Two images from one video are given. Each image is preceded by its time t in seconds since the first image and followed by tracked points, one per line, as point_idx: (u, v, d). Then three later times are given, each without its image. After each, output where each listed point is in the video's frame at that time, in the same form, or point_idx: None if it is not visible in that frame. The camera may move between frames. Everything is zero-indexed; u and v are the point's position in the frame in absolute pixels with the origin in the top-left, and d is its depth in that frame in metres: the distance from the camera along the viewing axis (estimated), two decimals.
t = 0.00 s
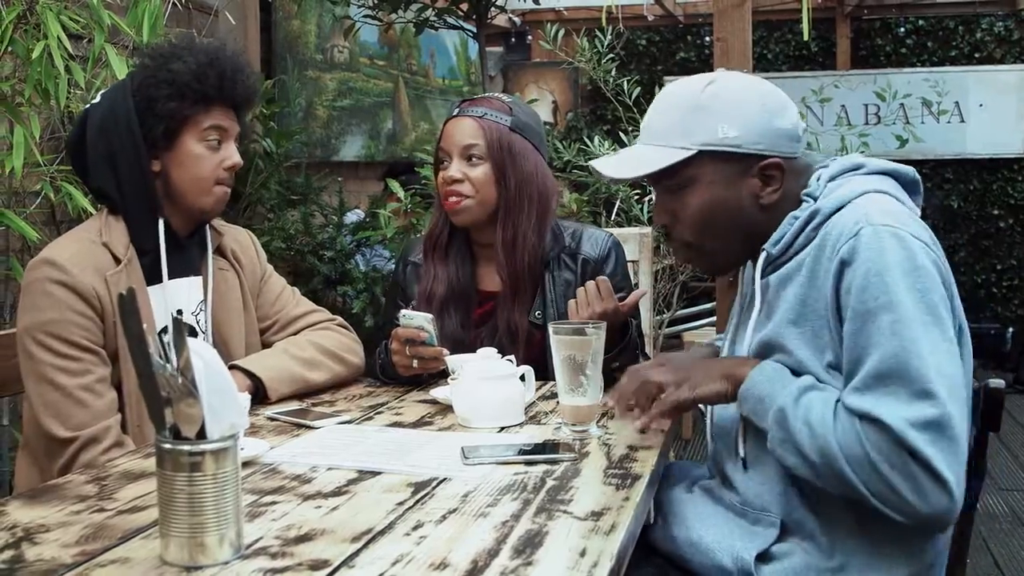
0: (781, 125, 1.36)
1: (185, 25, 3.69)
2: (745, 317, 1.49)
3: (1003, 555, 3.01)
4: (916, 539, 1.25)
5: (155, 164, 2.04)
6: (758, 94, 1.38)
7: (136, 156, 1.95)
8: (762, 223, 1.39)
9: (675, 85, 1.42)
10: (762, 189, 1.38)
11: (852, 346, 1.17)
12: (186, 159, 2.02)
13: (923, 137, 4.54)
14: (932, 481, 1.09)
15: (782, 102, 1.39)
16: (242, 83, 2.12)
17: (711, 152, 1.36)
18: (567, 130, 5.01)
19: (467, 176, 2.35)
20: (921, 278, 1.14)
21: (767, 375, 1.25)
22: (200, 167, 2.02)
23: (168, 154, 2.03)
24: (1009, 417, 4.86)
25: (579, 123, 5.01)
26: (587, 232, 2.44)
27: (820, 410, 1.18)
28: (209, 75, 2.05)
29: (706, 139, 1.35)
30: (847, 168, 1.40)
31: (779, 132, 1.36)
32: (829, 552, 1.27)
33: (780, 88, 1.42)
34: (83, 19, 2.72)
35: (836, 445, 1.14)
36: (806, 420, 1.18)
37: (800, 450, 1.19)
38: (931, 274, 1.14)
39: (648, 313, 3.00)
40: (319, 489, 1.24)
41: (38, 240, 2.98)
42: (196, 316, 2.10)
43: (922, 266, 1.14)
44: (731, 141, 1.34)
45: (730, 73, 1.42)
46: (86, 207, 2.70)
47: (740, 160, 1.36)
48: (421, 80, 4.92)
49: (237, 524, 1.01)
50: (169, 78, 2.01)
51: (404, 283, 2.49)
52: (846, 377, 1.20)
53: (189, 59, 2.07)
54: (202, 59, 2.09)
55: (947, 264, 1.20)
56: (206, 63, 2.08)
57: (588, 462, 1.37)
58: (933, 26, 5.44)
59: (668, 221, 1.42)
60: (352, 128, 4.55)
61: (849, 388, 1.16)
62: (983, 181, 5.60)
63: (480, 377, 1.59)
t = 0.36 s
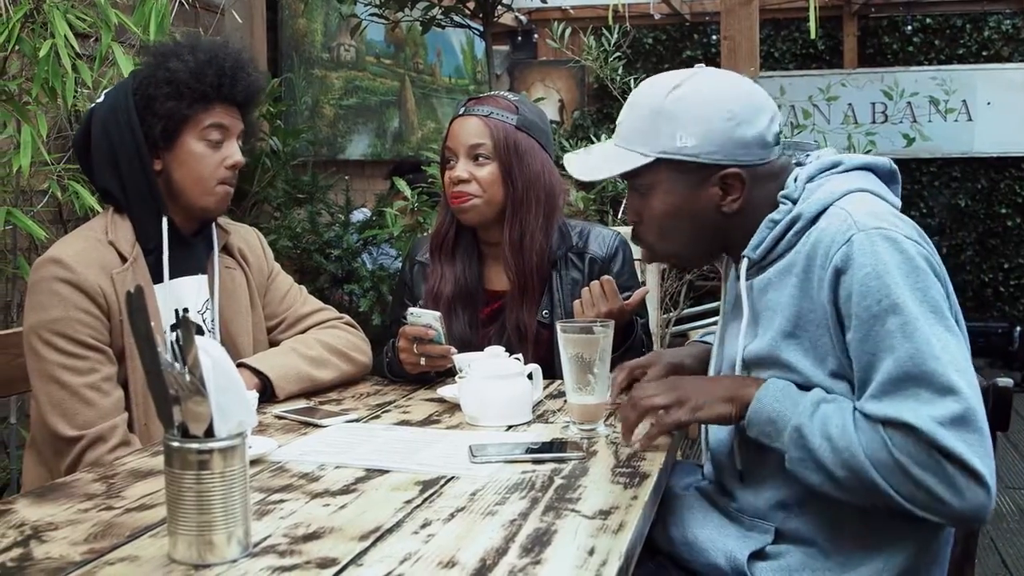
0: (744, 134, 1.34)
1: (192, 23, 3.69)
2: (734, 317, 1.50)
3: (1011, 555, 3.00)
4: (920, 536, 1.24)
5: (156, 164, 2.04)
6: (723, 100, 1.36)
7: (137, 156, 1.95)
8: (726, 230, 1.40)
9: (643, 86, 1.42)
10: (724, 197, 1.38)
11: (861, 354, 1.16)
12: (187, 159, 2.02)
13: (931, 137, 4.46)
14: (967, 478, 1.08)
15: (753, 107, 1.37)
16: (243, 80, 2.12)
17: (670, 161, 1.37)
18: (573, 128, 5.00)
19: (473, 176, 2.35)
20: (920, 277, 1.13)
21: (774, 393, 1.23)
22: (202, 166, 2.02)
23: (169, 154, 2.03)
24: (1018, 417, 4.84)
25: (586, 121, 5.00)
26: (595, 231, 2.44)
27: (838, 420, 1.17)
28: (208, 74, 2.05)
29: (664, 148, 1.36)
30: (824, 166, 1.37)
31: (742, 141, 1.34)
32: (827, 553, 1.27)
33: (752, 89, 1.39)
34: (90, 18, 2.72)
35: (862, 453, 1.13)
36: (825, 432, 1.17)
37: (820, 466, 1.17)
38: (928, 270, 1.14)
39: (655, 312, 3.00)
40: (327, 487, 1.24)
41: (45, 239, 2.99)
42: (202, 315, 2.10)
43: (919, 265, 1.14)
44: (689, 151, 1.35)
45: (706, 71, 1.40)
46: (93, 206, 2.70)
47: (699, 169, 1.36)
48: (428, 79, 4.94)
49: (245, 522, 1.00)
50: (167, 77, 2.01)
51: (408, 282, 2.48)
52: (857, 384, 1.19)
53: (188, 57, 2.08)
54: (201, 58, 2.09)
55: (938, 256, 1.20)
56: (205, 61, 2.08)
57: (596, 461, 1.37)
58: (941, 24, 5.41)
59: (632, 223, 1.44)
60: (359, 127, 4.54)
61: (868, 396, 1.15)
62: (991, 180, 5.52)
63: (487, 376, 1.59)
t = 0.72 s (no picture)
0: (758, 114, 1.35)
1: (199, 22, 3.70)
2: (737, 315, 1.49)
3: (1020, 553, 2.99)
4: (922, 553, 1.24)
5: (160, 163, 2.04)
6: (736, 82, 1.37)
7: (140, 156, 1.95)
8: (734, 210, 1.38)
9: (655, 66, 1.42)
10: (733, 175, 1.36)
11: (877, 366, 1.15)
12: (191, 158, 2.02)
13: (940, 133, 4.40)
14: (977, 498, 1.08)
15: (762, 91, 1.39)
16: (246, 77, 2.11)
17: (682, 133, 1.35)
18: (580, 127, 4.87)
19: (512, 174, 2.33)
20: (941, 294, 1.12)
21: (785, 398, 1.22)
22: (206, 166, 2.02)
23: (173, 153, 2.04)
24: None
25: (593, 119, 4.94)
26: (600, 227, 2.46)
27: (848, 431, 1.16)
28: (210, 72, 2.04)
29: (679, 119, 1.35)
30: (834, 170, 1.36)
31: (755, 121, 1.35)
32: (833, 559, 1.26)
33: (761, 80, 1.42)
34: (97, 16, 2.73)
35: (871, 465, 1.12)
36: (834, 443, 1.16)
37: (827, 477, 1.17)
38: (949, 288, 1.13)
39: (663, 309, 3.00)
40: (336, 484, 1.24)
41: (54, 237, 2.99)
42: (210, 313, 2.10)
43: (940, 281, 1.13)
44: (703, 123, 1.34)
45: (713, 59, 1.41)
46: (101, 204, 2.71)
47: (712, 143, 1.35)
48: (434, 77, 4.94)
49: (255, 520, 1.00)
50: (168, 77, 2.01)
51: (419, 283, 2.48)
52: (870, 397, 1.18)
53: (190, 55, 2.07)
54: (203, 55, 2.08)
55: (957, 274, 1.19)
56: (206, 59, 2.07)
57: (605, 459, 1.36)
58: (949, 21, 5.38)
59: (637, 201, 1.41)
60: (366, 125, 4.55)
61: (881, 409, 1.14)
62: (999, 177, 5.45)
63: (495, 374, 1.59)
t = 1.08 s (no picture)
0: (770, 113, 1.34)
1: (215, 18, 3.71)
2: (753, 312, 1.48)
3: None
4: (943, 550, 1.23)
5: (174, 159, 2.04)
6: (750, 80, 1.36)
7: (153, 153, 1.96)
8: (745, 208, 1.38)
9: (672, 63, 1.43)
10: (743, 173, 1.37)
11: (894, 366, 1.14)
12: (204, 155, 2.02)
13: (956, 131, 4.20)
14: (1006, 492, 1.06)
15: (778, 87, 1.38)
16: (258, 73, 2.10)
17: (692, 131, 1.36)
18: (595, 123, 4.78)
19: (538, 174, 2.33)
20: (957, 289, 1.11)
21: (804, 407, 1.21)
22: (220, 163, 2.02)
23: (186, 150, 2.04)
24: None
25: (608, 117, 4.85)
26: (611, 222, 2.43)
27: (869, 433, 1.14)
28: (221, 68, 2.03)
29: (688, 117, 1.36)
30: (847, 167, 1.35)
31: (766, 120, 1.34)
32: (852, 557, 1.26)
33: (781, 75, 1.40)
34: (114, 12, 2.73)
35: (896, 467, 1.11)
36: (856, 446, 1.15)
37: (851, 481, 1.15)
38: (964, 283, 1.11)
39: (678, 307, 2.98)
40: (353, 481, 1.23)
41: (70, 233, 3.01)
42: (226, 309, 2.10)
43: (955, 277, 1.12)
44: (712, 122, 1.34)
45: (731, 53, 1.40)
46: (117, 200, 2.71)
47: (721, 142, 1.35)
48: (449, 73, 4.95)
49: (273, 516, 1.00)
50: (180, 73, 2.00)
51: (431, 282, 2.44)
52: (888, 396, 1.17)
53: (201, 51, 2.06)
54: (214, 51, 2.07)
55: (972, 267, 1.18)
56: (217, 55, 2.06)
57: (622, 456, 1.35)
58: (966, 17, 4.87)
59: (650, 197, 1.44)
60: (381, 121, 4.54)
61: (901, 408, 1.12)
62: None
63: (511, 371, 1.58)
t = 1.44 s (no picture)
0: (756, 113, 1.32)
1: (220, 14, 3.71)
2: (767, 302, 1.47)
3: None
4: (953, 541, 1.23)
5: (178, 157, 2.04)
6: (723, 90, 1.35)
7: (156, 150, 1.95)
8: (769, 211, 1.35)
9: (640, 105, 1.42)
10: (755, 178, 1.34)
11: (911, 358, 1.13)
12: (207, 152, 2.02)
13: (962, 127, 4.16)
14: (1013, 491, 1.07)
15: (753, 84, 1.36)
16: (262, 70, 2.10)
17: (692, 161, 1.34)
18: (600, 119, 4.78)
19: (541, 175, 2.33)
20: (978, 285, 1.10)
21: (821, 391, 1.20)
22: (224, 160, 2.02)
23: (190, 148, 2.04)
24: None
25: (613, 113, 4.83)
26: (607, 215, 2.44)
27: (882, 422, 1.14)
28: (224, 65, 2.03)
29: (684, 150, 1.34)
30: (870, 160, 1.34)
31: (756, 120, 1.32)
32: (861, 549, 1.25)
33: (748, 67, 1.38)
34: (119, 9, 2.73)
35: (905, 459, 1.11)
36: (868, 436, 1.14)
37: (861, 470, 1.15)
38: (986, 279, 1.11)
39: (683, 303, 2.98)
40: (359, 477, 1.23)
41: (75, 230, 3.02)
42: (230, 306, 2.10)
43: (977, 273, 1.11)
44: (709, 146, 1.32)
45: (691, 69, 1.40)
46: (122, 196, 2.72)
47: (724, 159, 1.33)
48: (454, 69, 4.91)
49: (278, 513, 1.00)
50: (182, 71, 2.00)
51: (432, 281, 2.42)
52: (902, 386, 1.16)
53: (204, 49, 2.06)
54: (218, 49, 2.07)
55: (992, 262, 1.17)
56: (221, 52, 2.06)
57: (627, 452, 1.35)
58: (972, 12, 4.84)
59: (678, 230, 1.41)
60: (386, 117, 4.55)
61: (914, 401, 1.12)
62: None
63: (517, 367, 1.58)
